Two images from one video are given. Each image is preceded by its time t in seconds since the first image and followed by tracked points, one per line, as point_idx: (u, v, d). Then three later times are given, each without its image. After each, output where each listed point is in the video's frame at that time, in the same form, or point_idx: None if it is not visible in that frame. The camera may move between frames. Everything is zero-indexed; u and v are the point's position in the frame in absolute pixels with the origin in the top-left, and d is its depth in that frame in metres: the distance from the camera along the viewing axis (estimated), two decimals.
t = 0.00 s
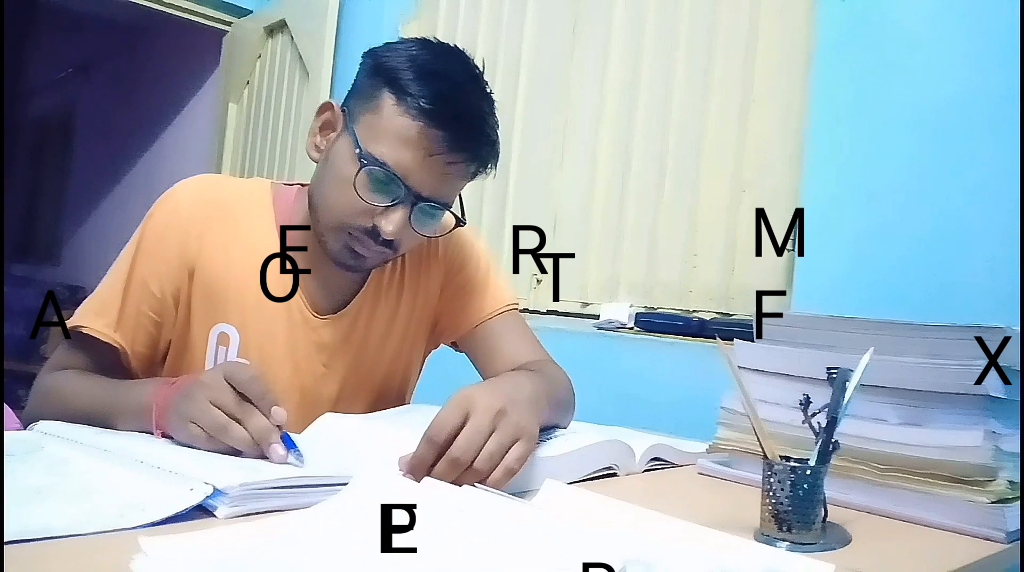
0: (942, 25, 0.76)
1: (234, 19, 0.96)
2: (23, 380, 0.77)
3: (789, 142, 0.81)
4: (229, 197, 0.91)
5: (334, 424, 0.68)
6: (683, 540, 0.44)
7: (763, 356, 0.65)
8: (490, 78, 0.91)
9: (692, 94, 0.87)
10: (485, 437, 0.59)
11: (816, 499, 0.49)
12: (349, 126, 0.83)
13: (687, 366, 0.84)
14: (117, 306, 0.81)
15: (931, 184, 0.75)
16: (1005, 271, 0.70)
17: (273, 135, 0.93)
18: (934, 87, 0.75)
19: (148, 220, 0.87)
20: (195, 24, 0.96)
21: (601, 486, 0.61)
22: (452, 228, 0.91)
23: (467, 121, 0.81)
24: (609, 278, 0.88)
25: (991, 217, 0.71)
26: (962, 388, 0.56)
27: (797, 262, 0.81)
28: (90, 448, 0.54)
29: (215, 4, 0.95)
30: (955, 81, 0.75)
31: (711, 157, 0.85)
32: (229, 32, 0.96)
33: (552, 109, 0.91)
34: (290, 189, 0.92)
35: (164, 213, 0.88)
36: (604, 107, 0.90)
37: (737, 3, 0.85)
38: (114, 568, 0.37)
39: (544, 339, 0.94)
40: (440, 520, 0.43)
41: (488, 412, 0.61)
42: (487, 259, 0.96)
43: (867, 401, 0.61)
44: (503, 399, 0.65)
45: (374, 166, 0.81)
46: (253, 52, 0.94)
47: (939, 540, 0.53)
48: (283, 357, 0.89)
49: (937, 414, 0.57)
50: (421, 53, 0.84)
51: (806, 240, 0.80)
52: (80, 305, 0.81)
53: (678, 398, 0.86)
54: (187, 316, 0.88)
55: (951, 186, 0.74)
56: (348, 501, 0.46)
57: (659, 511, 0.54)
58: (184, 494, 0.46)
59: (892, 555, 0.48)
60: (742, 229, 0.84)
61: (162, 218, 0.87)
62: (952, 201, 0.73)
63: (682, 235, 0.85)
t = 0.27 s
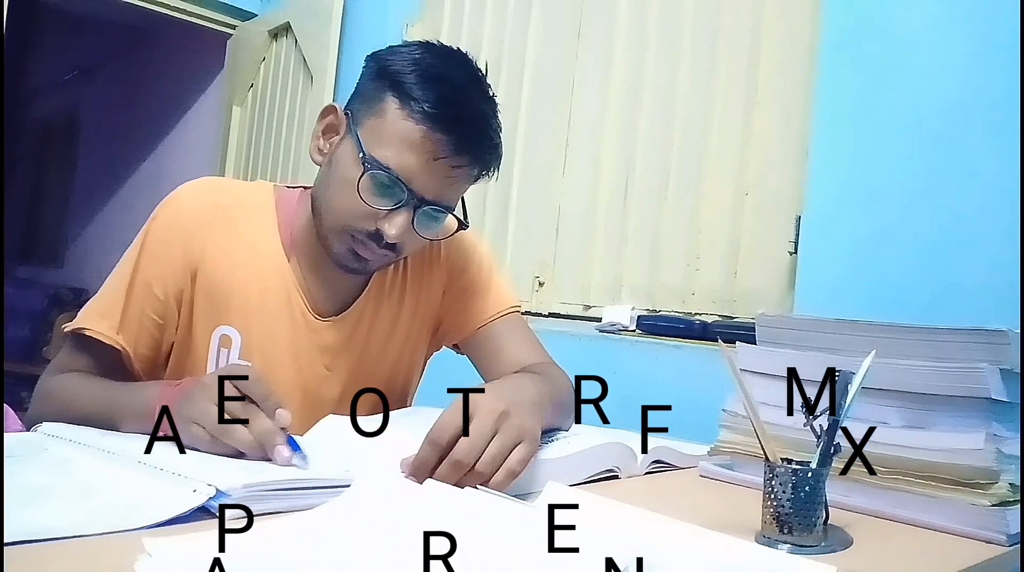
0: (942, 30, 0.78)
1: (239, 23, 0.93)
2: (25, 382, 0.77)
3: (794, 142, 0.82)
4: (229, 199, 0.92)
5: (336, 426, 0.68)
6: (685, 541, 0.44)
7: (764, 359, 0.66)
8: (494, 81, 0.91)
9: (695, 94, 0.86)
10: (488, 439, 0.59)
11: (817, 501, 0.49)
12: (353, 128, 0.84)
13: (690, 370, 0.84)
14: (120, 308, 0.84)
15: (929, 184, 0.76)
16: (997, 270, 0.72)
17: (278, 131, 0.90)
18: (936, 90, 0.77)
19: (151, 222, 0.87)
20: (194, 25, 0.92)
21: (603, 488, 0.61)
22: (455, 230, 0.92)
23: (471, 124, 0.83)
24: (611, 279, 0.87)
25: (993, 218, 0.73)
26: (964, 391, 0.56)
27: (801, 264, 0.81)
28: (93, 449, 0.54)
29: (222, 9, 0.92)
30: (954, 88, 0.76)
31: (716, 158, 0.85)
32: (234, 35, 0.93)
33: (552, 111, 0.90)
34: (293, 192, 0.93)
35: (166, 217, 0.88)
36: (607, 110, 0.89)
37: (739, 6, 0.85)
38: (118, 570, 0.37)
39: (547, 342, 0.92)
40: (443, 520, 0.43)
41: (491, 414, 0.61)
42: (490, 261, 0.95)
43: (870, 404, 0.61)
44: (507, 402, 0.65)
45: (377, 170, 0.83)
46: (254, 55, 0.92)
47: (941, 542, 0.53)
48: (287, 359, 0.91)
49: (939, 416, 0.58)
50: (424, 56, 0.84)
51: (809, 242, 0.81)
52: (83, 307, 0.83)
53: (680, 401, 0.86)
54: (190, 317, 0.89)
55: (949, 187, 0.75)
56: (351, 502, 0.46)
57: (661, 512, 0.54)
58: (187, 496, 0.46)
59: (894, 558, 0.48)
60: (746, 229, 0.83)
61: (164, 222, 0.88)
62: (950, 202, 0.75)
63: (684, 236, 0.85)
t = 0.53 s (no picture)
0: (945, 30, 0.78)
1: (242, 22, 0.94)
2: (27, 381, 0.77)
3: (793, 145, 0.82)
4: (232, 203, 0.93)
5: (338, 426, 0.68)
6: (688, 541, 0.44)
7: (768, 358, 0.65)
8: (495, 81, 0.90)
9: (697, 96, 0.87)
10: (491, 440, 0.59)
11: (820, 500, 0.49)
12: (356, 129, 0.83)
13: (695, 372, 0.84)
14: (121, 308, 0.84)
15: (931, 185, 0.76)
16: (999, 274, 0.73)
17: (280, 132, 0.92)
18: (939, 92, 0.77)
19: (152, 226, 0.89)
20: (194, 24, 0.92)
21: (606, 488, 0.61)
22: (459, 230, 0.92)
23: (475, 124, 0.82)
24: (614, 279, 0.87)
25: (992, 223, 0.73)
26: (968, 390, 0.56)
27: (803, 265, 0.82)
28: (97, 449, 0.54)
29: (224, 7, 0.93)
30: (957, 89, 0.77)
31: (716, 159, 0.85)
32: (236, 35, 0.94)
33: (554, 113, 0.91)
34: (295, 193, 0.94)
35: (168, 221, 0.89)
36: (609, 111, 0.90)
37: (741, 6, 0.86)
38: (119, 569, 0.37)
39: (549, 342, 0.92)
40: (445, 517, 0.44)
41: (494, 414, 0.61)
42: (492, 263, 0.95)
43: (874, 404, 0.61)
44: (510, 402, 0.65)
45: (382, 171, 0.82)
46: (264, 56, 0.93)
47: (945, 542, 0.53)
48: (289, 360, 0.91)
49: (943, 416, 0.58)
50: (428, 57, 0.84)
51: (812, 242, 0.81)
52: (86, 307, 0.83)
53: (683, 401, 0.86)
54: (191, 323, 0.90)
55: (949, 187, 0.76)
56: (354, 502, 0.46)
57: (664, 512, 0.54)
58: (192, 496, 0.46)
59: (898, 558, 0.48)
60: (749, 230, 0.84)
61: (165, 226, 0.89)
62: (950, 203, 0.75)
63: (686, 237, 0.86)
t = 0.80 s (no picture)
0: (944, 39, 0.77)
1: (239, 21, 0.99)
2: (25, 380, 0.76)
3: (795, 144, 0.84)
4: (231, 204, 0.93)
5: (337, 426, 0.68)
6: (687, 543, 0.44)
7: (765, 360, 0.65)
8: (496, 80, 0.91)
9: (699, 102, 0.88)
10: (489, 441, 0.59)
11: (818, 500, 0.49)
12: (357, 131, 0.83)
13: (693, 372, 0.86)
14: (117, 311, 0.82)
15: (933, 186, 0.75)
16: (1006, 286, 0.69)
17: (279, 134, 0.94)
18: (941, 94, 0.77)
19: (150, 227, 0.89)
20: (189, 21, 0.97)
21: (604, 488, 0.61)
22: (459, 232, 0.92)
23: (477, 128, 0.82)
24: (614, 280, 0.88)
25: (996, 223, 0.71)
26: (966, 392, 0.56)
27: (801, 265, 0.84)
28: (95, 448, 0.54)
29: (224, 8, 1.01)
30: (957, 94, 0.76)
31: (718, 162, 0.88)
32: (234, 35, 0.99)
33: (556, 113, 0.91)
34: (294, 191, 0.96)
35: (167, 221, 0.90)
36: (611, 114, 0.90)
37: (741, 14, 0.88)
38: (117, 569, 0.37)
39: (547, 342, 0.94)
40: (445, 518, 0.43)
41: (493, 415, 0.61)
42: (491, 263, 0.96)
43: (871, 405, 0.61)
44: (509, 403, 0.65)
45: (383, 173, 0.81)
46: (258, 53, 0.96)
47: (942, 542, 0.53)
48: (288, 359, 0.91)
49: (941, 418, 0.58)
50: (429, 59, 0.84)
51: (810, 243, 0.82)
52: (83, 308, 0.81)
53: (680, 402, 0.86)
54: (189, 324, 0.90)
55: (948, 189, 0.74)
56: (352, 503, 0.46)
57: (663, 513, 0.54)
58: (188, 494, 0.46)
59: (895, 558, 0.48)
60: (747, 232, 0.87)
61: (164, 227, 0.89)
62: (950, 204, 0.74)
63: (686, 237, 0.88)
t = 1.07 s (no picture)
0: (944, 36, 0.77)
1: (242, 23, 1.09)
2: (27, 379, 0.75)
3: (795, 144, 0.85)
4: (230, 202, 0.92)
5: (337, 424, 0.68)
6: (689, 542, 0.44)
7: (765, 359, 0.65)
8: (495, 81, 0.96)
9: (697, 104, 0.90)
10: (489, 440, 0.59)
11: (817, 502, 0.49)
12: (357, 130, 0.82)
13: (693, 371, 0.85)
14: (117, 311, 0.79)
15: (934, 184, 0.75)
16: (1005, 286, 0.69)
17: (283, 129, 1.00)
18: (942, 92, 0.77)
19: (149, 227, 0.87)
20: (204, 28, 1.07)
21: (604, 486, 0.61)
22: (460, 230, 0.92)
23: (475, 127, 0.82)
24: (613, 278, 0.92)
25: (996, 221, 0.70)
26: (968, 391, 0.56)
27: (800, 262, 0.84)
28: (94, 447, 0.54)
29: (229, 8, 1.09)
30: (961, 93, 0.75)
31: (717, 162, 0.90)
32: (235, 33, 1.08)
33: (556, 116, 0.95)
34: (293, 191, 0.95)
35: (166, 222, 0.88)
36: (609, 118, 0.93)
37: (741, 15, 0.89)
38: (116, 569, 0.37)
39: (548, 340, 0.94)
40: (445, 517, 0.43)
41: (493, 414, 0.61)
42: (492, 263, 0.97)
43: (872, 403, 0.61)
44: (508, 401, 0.65)
45: (383, 172, 0.80)
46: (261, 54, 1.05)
47: (944, 541, 0.53)
48: (289, 359, 0.90)
49: (942, 416, 0.57)
50: (429, 57, 0.84)
51: (811, 244, 0.83)
52: (83, 309, 0.79)
53: (681, 400, 0.86)
54: (189, 323, 0.89)
55: (948, 189, 0.74)
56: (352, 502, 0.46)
57: (664, 511, 0.54)
58: (189, 493, 0.46)
59: (896, 557, 0.48)
60: (747, 232, 0.88)
61: (164, 227, 0.88)
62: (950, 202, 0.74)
63: (685, 236, 0.90)
